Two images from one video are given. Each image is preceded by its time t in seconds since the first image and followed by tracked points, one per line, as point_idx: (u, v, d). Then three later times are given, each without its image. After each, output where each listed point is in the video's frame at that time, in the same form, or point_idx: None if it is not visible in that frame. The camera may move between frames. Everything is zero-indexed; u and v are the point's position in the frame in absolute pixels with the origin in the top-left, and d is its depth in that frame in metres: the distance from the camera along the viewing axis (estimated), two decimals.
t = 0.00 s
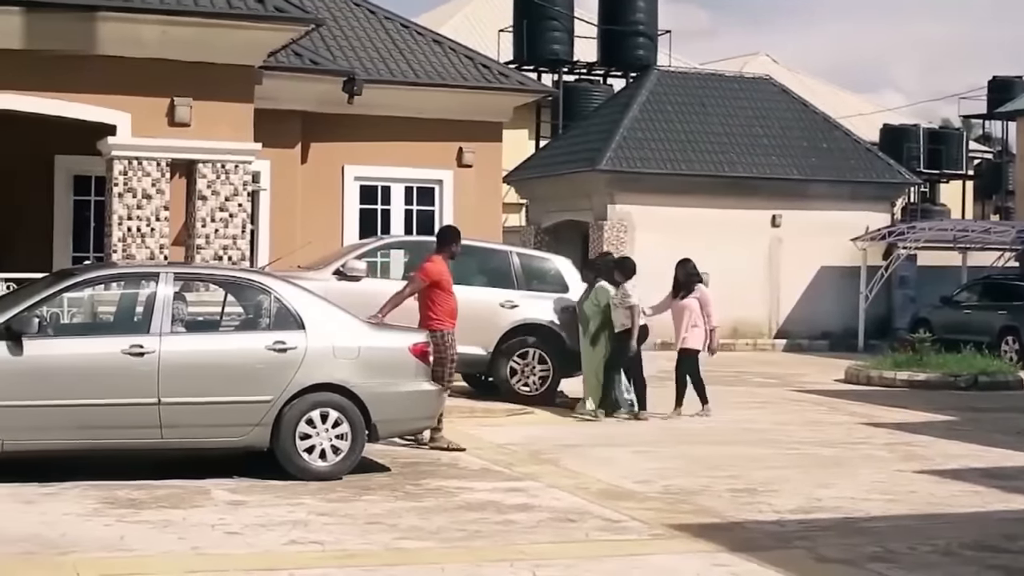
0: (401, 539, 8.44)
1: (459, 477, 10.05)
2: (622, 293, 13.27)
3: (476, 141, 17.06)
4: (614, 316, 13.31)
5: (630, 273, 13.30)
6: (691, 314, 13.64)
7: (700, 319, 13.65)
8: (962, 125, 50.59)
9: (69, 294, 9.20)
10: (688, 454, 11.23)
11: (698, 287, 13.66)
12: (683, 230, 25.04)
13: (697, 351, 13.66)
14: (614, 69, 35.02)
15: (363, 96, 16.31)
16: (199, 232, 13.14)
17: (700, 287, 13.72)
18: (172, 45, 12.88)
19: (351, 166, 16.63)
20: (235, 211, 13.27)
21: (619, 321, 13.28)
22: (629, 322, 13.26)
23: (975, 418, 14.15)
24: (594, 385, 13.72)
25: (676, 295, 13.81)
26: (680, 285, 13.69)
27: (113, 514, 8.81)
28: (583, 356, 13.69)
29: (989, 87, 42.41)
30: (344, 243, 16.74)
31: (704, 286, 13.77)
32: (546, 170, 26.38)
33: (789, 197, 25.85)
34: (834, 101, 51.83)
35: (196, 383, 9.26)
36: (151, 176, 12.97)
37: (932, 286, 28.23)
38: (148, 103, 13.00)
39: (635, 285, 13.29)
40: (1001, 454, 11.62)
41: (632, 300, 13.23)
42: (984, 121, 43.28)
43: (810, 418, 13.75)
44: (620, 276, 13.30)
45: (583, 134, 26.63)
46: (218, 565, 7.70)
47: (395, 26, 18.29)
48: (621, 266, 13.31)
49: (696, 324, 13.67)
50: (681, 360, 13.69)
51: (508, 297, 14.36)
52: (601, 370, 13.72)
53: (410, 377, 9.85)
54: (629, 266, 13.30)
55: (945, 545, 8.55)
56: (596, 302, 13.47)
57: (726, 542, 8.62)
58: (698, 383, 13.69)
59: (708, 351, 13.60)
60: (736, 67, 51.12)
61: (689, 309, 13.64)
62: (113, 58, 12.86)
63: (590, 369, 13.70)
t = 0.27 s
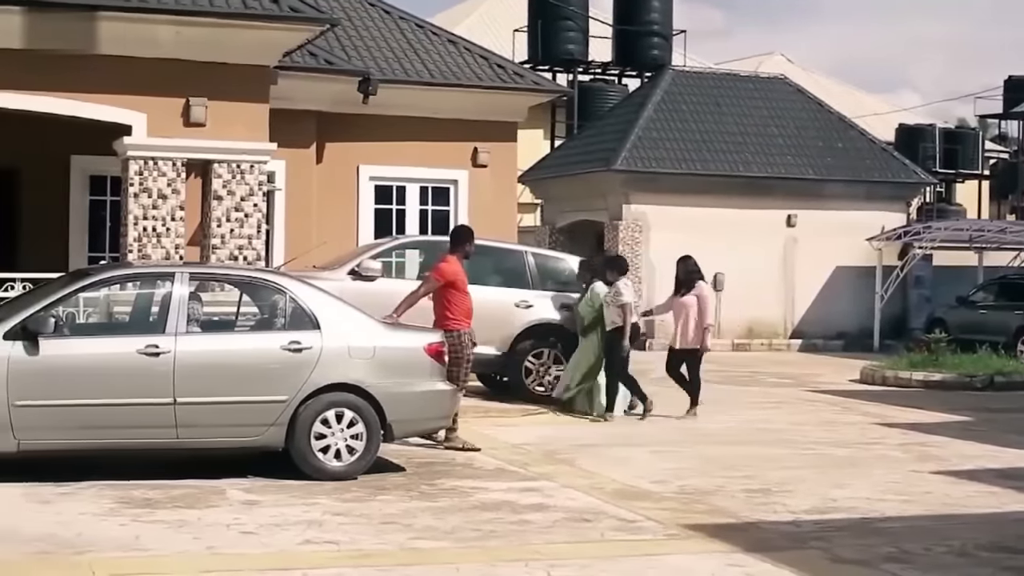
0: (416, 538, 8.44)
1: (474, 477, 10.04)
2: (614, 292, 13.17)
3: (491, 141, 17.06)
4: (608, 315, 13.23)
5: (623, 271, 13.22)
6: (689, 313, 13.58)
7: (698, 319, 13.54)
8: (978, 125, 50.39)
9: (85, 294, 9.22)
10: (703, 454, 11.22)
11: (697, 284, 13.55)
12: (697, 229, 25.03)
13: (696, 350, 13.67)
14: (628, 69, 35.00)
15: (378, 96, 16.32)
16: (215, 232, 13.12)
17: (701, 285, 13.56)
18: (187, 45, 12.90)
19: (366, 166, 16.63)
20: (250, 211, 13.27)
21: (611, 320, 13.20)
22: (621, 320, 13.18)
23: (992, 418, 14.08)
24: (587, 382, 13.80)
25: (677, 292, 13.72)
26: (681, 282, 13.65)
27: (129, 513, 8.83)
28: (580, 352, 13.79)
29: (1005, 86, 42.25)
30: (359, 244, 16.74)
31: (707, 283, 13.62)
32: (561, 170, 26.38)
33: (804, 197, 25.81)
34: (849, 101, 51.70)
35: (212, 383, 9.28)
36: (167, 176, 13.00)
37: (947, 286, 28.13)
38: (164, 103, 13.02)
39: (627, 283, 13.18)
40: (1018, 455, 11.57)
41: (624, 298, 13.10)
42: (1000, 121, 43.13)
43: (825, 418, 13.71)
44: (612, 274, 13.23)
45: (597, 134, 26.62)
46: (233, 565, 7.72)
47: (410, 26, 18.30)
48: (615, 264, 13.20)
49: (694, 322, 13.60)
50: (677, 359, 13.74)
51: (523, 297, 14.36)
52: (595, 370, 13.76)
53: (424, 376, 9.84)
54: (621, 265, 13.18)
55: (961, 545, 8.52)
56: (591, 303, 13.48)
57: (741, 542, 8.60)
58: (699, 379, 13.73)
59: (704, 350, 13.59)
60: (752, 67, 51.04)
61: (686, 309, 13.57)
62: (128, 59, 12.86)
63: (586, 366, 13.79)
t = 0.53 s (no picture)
0: (434, 537, 8.44)
1: (492, 476, 10.04)
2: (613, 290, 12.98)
3: (509, 141, 17.06)
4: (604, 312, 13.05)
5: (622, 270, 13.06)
6: (682, 313, 13.40)
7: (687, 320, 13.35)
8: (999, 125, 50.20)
9: (103, 293, 9.28)
10: (721, 454, 11.20)
11: (695, 285, 13.28)
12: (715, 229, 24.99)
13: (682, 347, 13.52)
14: (646, 68, 34.98)
15: (395, 96, 16.32)
16: (233, 231, 13.14)
17: (699, 287, 13.28)
18: (206, 45, 12.91)
19: (384, 166, 16.63)
20: (268, 211, 13.26)
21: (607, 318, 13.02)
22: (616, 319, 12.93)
23: (1012, 419, 14.02)
24: (582, 378, 13.71)
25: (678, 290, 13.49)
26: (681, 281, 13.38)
27: (147, 512, 8.86)
28: (575, 346, 13.70)
29: None
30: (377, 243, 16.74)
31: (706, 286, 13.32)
32: (578, 170, 26.37)
33: (823, 196, 25.75)
34: (868, 100, 51.57)
35: (231, 382, 9.30)
36: (185, 176, 13.01)
37: (966, 286, 28.02)
38: (182, 103, 13.02)
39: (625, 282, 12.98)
40: None
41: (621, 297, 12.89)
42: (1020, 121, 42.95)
43: (844, 418, 13.66)
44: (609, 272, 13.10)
45: (615, 133, 26.61)
46: (252, 563, 7.73)
47: (428, 25, 18.31)
48: (612, 263, 13.07)
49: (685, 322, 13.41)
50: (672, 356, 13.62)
51: (541, 297, 14.37)
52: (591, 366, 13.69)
53: (443, 376, 9.84)
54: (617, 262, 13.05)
55: (981, 546, 8.49)
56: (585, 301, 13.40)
57: (759, 542, 8.58)
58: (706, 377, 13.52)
59: (689, 349, 13.45)
60: (770, 66, 50.96)
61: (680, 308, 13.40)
62: (148, 59, 12.88)
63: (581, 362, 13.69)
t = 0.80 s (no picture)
0: (450, 536, 8.45)
1: (508, 475, 10.04)
2: (614, 290, 12.95)
3: (526, 140, 17.03)
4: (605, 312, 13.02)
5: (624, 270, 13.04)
6: (682, 310, 13.30)
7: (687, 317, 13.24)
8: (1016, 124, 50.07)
9: (120, 291, 9.31)
10: (738, 453, 11.19)
11: (694, 283, 13.21)
12: (731, 228, 24.99)
13: (682, 346, 13.40)
14: (662, 67, 34.95)
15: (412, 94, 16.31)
16: (249, 229, 13.23)
17: (699, 284, 13.18)
18: (223, 43, 12.87)
19: (400, 164, 16.64)
20: (284, 209, 13.35)
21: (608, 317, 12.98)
22: (616, 319, 12.92)
23: None
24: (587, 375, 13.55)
25: (678, 287, 13.40)
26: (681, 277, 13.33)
27: (164, 510, 8.87)
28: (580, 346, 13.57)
29: None
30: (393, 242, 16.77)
31: (706, 283, 13.22)
32: (593, 169, 26.37)
33: (839, 195, 25.72)
34: (885, 99, 51.51)
35: (248, 380, 9.32)
36: (202, 174, 13.04)
37: (983, 285, 27.98)
38: (199, 102, 13.00)
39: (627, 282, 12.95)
40: None
41: (621, 297, 12.86)
42: None
43: (860, 417, 13.64)
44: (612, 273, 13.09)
45: (631, 132, 26.59)
46: (268, 561, 7.74)
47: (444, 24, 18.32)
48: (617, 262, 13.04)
49: (685, 319, 13.31)
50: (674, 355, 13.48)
51: (557, 295, 14.36)
52: (591, 366, 13.54)
53: (458, 374, 9.84)
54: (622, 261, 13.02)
55: (998, 545, 8.47)
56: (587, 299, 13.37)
57: (775, 541, 8.58)
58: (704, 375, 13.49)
59: (689, 349, 13.36)
60: (786, 65, 50.89)
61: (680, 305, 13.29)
62: (165, 58, 12.86)
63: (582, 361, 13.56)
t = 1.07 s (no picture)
0: (480, 534, 8.45)
1: (538, 473, 10.04)
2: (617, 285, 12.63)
3: (556, 137, 17.01)
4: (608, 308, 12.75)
5: (628, 265, 12.71)
6: (693, 307, 13.21)
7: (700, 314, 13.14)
8: None
9: (151, 289, 9.37)
10: (768, 451, 11.17)
11: (703, 280, 13.14)
12: (756, 226, 25.00)
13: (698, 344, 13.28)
14: (691, 64, 34.61)
15: (441, 92, 16.29)
16: (279, 228, 13.21)
17: (707, 280, 13.11)
18: (254, 42, 12.87)
19: (430, 162, 16.61)
20: (314, 207, 13.33)
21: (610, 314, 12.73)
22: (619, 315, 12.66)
23: None
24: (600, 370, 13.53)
25: (689, 285, 13.35)
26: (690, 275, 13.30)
27: (194, 507, 8.90)
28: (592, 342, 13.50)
29: None
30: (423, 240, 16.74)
31: (715, 279, 13.14)
32: (623, 167, 26.35)
33: (870, 193, 25.67)
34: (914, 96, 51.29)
35: (279, 378, 9.34)
36: (232, 172, 13.06)
37: (1014, 283, 27.82)
38: (229, 100, 13.01)
39: (630, 277, 12.62)
40: None
41: (625, 294, 12.56)
42: None
43: (891, 416, 13.59)
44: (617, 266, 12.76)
45: (661, 130, 26.59)
46: (298, 558, 7.75)
47: (474, 22, 18.32)
48: (622, 256, 12.70)
49: (698, 317, 13.21)
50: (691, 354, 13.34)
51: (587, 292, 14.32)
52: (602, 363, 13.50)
53: (487, 372, 9.84)
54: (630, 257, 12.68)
55: None
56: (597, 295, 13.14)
57: (805, 540, 8.55)
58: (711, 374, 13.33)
59: (705, 346, 13.24)
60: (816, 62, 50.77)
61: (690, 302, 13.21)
62: (197, 56, 12.87)
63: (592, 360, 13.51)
